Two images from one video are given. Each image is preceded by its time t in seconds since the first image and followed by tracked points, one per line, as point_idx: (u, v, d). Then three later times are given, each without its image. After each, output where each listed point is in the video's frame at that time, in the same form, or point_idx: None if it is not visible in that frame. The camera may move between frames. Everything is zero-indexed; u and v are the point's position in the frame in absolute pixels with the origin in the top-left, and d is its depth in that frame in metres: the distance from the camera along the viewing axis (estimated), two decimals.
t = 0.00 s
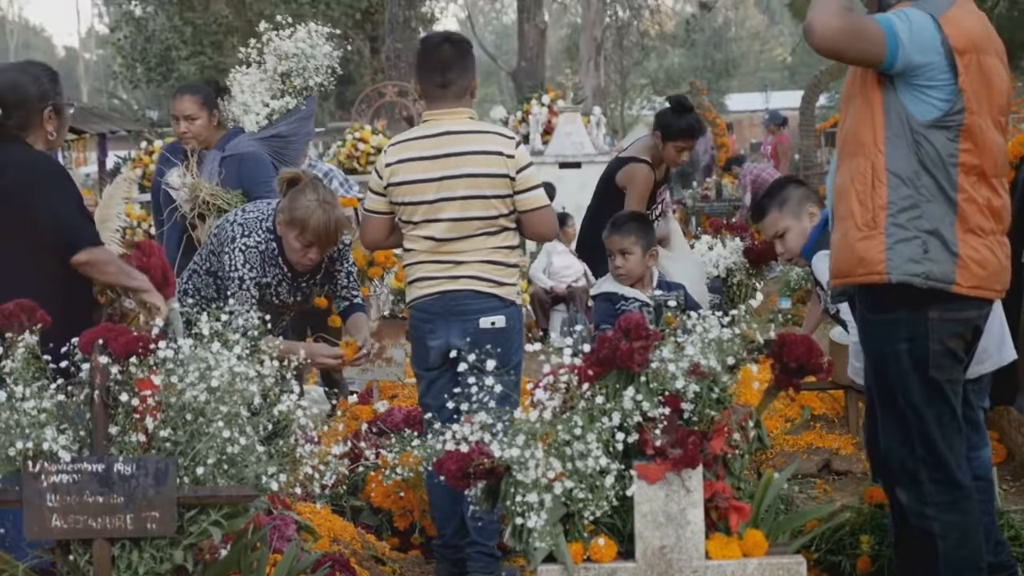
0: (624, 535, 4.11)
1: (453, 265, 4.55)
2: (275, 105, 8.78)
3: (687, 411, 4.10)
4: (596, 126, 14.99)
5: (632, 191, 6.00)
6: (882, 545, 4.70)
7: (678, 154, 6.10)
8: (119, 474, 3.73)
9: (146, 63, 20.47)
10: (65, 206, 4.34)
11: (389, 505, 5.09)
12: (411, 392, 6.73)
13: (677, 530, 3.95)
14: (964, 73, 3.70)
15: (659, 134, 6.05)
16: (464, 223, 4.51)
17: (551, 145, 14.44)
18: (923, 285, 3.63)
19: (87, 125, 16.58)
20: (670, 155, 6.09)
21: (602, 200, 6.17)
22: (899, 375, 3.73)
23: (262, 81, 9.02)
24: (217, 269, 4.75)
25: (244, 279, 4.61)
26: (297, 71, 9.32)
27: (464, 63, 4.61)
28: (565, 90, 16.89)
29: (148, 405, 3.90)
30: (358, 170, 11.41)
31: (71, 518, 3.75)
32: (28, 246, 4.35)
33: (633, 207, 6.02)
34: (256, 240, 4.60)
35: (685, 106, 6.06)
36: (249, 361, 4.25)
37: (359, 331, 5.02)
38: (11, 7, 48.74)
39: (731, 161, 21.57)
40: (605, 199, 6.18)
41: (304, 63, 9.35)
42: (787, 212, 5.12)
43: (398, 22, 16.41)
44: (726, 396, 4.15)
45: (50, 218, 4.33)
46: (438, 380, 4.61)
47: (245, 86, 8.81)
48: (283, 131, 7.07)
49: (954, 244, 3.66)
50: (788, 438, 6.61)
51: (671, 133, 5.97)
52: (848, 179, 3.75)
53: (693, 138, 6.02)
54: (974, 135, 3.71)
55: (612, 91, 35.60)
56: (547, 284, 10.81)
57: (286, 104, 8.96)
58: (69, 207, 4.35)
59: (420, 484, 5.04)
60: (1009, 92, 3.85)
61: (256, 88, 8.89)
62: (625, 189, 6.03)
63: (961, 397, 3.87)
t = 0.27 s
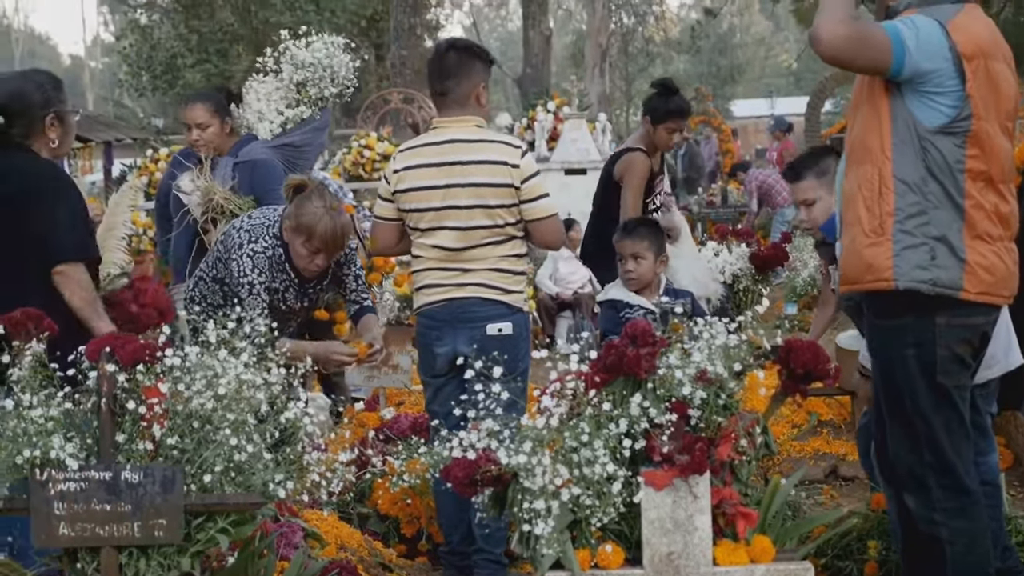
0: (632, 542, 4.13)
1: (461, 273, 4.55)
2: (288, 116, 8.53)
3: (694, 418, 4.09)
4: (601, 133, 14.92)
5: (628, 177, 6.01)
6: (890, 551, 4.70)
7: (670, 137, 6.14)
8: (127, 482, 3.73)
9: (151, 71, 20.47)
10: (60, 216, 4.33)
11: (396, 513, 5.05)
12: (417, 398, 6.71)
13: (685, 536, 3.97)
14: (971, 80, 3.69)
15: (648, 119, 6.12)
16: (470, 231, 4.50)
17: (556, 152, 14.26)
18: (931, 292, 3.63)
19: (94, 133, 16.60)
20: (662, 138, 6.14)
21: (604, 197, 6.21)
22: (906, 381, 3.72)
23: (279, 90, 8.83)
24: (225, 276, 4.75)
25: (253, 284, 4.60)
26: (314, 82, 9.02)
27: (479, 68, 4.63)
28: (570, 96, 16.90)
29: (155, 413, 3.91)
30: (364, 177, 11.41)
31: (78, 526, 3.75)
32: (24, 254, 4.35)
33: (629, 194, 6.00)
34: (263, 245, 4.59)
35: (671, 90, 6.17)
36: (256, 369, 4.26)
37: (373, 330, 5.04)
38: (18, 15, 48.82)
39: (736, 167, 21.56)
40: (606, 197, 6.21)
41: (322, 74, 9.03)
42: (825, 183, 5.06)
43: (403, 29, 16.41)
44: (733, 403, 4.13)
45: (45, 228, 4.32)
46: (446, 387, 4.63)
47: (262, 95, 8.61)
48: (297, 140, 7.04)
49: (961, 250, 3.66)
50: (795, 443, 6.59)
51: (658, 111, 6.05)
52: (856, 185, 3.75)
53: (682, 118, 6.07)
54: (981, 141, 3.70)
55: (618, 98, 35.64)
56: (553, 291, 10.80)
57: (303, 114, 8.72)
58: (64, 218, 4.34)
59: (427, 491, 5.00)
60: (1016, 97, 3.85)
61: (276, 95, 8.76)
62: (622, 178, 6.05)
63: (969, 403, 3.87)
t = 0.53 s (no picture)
0: (638, 548, 4.14)
1: (466, 278, 4.55)
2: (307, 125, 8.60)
3: (702, 424, 4.09)
4: (609, 138, 14.86)
5: (631, 173, 6.08)
6: (897, 558, 4.69)
7: (666, 128, 6.22)
8: (134, 486, 3.73)
9: (159, 75, 20.50)
10: (56, 222, 4.33)
11: (402, 518, 5.05)
12: (424, 403, 6.70)
13: (692, 542, 3.94)
14: (981, 85, 3.69)
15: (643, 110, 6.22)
16: (475, 238, 4.50)
17: (564, 157, 14.19)
18: (939, 297, 3.62)
19: (102, 137, 16.63)
20: (658, 131, 6.22)
21: (607, 196, 6.27)
22: (915, 388, 3.72)
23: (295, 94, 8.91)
24: (234, 282, 4.72)
25: (264, 290, 4.58)
26: (335, 90, 9.06)
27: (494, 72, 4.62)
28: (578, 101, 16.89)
29: (163, 418, 3.90)
30: (372, 182, 11.42)
31: (86, 530, 3.75)
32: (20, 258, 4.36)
33: (635, 188, 6.08)
34: (272, 250, 4.58)
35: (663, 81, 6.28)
36: (264, 374, 4.27)
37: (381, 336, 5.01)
38: (27, 19, 48.94)
39: (743, 173, 21.56)
40: (608, 195, 6.28)
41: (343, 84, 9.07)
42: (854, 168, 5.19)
43: (411, 34, 16.41)
44: (741, 409, 4.13)
45: (40, 233, 4.32)
46: (453, 391, 4.64)
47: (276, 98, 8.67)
48: (312, 147, 7.08)
49: (970, 256, 3.65)
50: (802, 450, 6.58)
51: (653, 103, 6.16)
52: (865, 191, 3.74)
53: (677, 108, 6.18)
54: (990, 148, 3.69)
55: (625, 103, 35.66)
56: (560, 296, 10.79)
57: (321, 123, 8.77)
58: (59, 224, 4.33)
59: (434, 496, 5.01)
60: None
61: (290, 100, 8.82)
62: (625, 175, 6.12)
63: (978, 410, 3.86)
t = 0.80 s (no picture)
0: (645, 555, 4.12)
1: (472, 284, 4.55)
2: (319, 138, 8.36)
3: (709, 431, 4.07)
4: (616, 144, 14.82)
5: (638, 172, 6.13)
6: (903, 566, 4.69)
7: (664, 128, 6.38)
8: (141, 492, 3.73)
9: (166, 80, 20.51)
10: (49, 225, 4.30)
11: (409, 524, 5.03)
12: (430, 409, 6.70)
13: (699, 550, 3.91)
14: (987, 92, 3.67)
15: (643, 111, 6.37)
16: (481, 244, 4.50)
17: (571, 162, 14.14)
18: (946, 303, 3.61)
19: (109, 142, 16.65)
20: (656, 129, 6.37)
21: (611, 197, 6.33)
22: (923, 396, 3.71)
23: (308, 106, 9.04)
24: (243, 286, 4.70)
25: (275, 295, 4.56)
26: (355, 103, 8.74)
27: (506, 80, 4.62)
28: (586, 107, 16.91)
29: (170, 423, 3.91)
30: (378, 188, 11.42)
31: (93, 536, 3.75)
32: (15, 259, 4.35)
33: (645, 187, 6.14)
34: (283, 255, 4.55)
35: (661, 82, 6.44)
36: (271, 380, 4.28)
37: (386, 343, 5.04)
38: (35, 24, 48.97)
39: (751, 178, 21.55)
40: (612, 197, 6.33)
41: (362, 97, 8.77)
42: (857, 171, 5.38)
43: (419, 40, 16.40)
44: (748, 416, 4.13)
45: (34, 236, 4.29)
46: (461, 397, 4.63)
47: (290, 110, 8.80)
48: (325, 157, 7.08)
49: (978, 262, 3.64)
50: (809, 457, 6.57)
51: (653, 102, 6.31)
52: (873, 196, 3.74)
53: (675, 106, 6.34)
54: (998, 154, 3.68)
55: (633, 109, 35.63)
56: (566, 302, 10.78)
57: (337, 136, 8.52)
58: (53, 228, 4.31)
59: (441, 502, 5.01)
60: None
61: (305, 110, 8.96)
62: (631, 175, 6.17)
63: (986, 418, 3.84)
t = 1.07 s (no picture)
0: (653, 563, 4.12)
1: (479, 291, 4.55)
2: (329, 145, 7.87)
3: (718, 439, 4.06)
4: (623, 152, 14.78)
5: (652, 180, 6.15)
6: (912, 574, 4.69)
7: (666, 134, 6.40)
8: (150, 500, 3.73)
9: (175, 88, 20.54)
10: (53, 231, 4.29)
11: (417, 531, 5.03)
12: (438, 417, 6.70)
13: (707, 558, 3.88)
14: (995, 98, 3.66)
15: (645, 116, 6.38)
16: (490, 251, 4.50)
17: (579, 169, 14.13)
18: (953, 308, 3.60)
19: (118, 150, 16.67)
20: (658, 136, 6.39)
21: (619, 203, 6.34)
22: (931, 404, 3.69)
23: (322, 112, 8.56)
24: (252, 295, 4.69)
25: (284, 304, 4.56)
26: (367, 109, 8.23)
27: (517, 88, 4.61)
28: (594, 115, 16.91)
29: (178, 432, 3.90)
30: (386, 195, 11.43)
31: (101, 544, 3.75)
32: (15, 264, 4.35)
33: (660, 193, 6.17)
34: (293, 264, 4.55)
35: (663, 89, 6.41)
36: (279, 388, 4.30)
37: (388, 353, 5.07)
38: (44, 32, 49.07)
39: (758, 185, 21.55)
40: (620, 203, 6.35)
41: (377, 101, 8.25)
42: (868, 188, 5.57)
43: (426, 47, 16.40)
44: (757, 424, 4.12)
45: (38, 243, 4.28)
46: (469, 404, 4.63)
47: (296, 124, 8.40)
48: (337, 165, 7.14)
49: (985, 267, 3.62)
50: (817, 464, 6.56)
51: (657, 109, 6.31)
52: (881, 200, 3.73)
53: (676, 114, 6.35)
54: (1005, 160, 3.67)
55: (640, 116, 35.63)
56: (573, 309, 10.77)
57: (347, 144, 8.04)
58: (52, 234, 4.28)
59: (450, 510, 5.01)
60: None
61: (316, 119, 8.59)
62: (643, 182, 6.19)
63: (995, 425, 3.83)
